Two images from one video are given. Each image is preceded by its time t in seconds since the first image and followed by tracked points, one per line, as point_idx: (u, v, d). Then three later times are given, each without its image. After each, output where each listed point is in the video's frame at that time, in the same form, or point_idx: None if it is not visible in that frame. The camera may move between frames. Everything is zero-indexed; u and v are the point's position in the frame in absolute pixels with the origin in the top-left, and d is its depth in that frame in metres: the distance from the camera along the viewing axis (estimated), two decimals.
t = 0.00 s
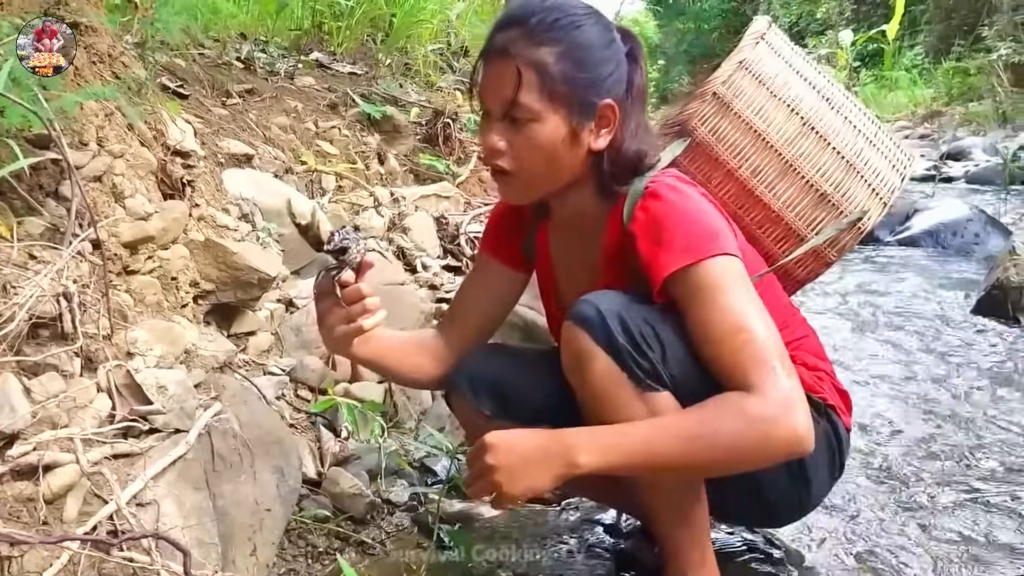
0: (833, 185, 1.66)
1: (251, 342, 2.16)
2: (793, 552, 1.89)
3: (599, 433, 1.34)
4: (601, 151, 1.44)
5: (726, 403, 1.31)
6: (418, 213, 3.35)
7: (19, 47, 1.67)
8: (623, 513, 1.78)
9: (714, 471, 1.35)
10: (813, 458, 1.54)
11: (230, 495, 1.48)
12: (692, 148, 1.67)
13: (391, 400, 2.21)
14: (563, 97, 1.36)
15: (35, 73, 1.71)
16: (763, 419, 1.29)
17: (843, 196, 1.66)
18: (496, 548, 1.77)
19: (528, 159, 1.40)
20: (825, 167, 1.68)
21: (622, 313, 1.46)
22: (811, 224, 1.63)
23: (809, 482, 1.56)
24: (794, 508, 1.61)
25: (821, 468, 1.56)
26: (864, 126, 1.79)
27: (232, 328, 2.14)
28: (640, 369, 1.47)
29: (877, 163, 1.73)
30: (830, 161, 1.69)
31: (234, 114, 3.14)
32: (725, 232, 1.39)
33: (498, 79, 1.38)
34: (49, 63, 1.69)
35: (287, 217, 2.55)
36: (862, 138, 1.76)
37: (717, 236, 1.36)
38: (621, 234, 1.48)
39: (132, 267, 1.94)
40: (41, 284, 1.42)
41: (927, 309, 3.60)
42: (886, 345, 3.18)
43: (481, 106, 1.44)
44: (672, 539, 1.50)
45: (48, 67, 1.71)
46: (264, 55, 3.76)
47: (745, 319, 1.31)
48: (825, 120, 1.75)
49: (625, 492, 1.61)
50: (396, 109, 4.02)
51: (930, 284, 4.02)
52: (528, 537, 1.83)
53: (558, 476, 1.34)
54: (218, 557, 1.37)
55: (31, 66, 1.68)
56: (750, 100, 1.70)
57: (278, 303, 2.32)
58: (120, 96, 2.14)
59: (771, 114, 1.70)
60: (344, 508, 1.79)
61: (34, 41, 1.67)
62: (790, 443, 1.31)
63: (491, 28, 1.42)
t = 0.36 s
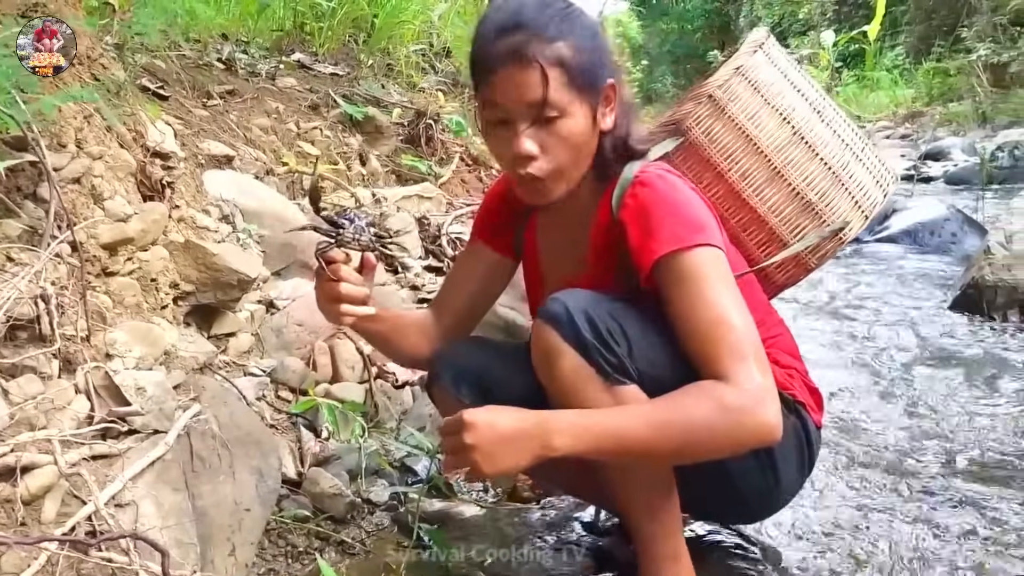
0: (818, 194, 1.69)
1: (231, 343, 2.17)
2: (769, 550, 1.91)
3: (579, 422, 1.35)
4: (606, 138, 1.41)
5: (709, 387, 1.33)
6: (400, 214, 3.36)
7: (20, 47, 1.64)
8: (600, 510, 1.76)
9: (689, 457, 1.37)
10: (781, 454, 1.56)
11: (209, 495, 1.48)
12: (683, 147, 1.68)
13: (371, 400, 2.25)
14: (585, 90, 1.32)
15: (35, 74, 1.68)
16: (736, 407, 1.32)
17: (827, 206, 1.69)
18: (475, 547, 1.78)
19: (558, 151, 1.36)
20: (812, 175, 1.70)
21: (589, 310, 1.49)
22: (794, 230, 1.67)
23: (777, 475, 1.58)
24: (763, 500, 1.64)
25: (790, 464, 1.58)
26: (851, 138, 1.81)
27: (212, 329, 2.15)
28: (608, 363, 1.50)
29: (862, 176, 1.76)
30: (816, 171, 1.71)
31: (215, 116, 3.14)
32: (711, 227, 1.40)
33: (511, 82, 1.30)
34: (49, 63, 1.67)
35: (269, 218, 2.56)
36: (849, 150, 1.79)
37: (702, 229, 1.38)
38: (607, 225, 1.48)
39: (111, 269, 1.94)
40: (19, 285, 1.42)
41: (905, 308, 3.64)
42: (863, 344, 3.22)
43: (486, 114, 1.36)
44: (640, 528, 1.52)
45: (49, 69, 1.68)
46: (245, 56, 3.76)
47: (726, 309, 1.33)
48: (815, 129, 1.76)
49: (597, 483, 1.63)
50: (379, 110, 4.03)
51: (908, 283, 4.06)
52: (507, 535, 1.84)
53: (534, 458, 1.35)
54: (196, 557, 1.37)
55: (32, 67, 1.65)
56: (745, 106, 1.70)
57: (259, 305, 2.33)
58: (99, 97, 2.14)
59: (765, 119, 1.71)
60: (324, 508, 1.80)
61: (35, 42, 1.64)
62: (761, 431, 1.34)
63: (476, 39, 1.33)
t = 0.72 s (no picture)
0: (805, 204, 1.70)
1: (219, 345, 2.18)
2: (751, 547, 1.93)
3: (570, 438, 1.38)
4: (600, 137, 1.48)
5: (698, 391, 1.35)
6: (387, 216, 3.37)
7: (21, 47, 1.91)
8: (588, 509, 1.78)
9: (680, 462, 1.38)
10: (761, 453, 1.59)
11: (197, 497, 1.49)
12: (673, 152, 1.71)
13: (359, 402, 2.27)
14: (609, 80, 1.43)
15: (36, 74, 1.94)
16: (731, 407, 1.33)
17: (814, 215, 1.70)
18: (462, 548, 1.80)
19: (600, 145, 1.41)
20: (800, 185, 1.71)
21: (568, 311, 1.50)
22: (780, 238, 1.68)
23: (756, 475, 1.61)
24: (745, 501, 1.66)
25: (770, 463, 1.61)
26: (841, 148, 1.82)
27: (200, 332, 2.16)
28: (588, 363, 1.50)
29: (850, 188, 1.76)
30: (804, 181, 1.72)
31: (202, 118, 3.15)
32: (695, 233, 1.42)
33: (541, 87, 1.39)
34: (48, 62, 1.96)
35: (256, 221, 2.56)
36: (839, 160, 1.79)
37: (687, 235, 1.39)
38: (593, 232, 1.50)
39: (98, 273, 1.95)
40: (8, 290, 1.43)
41: (888, 308, 3.68)
42: (847, 343, 3.25)
43: (528, 117, 1.40)
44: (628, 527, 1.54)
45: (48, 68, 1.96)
46: (233, 57, 3.77)
47: (717, 314, 1.34)
48: (805, 139, 1.77)
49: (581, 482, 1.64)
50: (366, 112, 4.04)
51: (891, 282, 4.09)
52: (495, 535, 1.86)
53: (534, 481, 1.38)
54: (185, 559, 1.38)
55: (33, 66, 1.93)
56: (736, 113, 1.73)
57: (246, 307, 2.32)
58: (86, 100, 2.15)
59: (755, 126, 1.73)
60: (312, 509, 1.81)
61: (36, 43, 1.93)
62: (757, 430, 1.34)
63: (498, 52, 1.43)
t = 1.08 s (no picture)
0: (790, 204, 1.73)
1: (212, 346, 2.19)
2: (740, 545, 1.95)
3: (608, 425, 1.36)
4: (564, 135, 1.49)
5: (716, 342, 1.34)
6: (379, 218, 3.39)
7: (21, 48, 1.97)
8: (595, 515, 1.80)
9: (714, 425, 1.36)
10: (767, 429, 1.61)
11: (192, 496, 1.50)
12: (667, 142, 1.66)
13: (351, 402, 2.30)
14: (517, 116, 1.40)
15: (37, 74, 2.01)
16: (755, 347, 1.31)
17: (798, 217, 1.73)
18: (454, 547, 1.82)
19: (530, 170, 1.44)
20: (787, 187, 1.75)
21: (586, 308, 1.52)
22: (765, 236, 1.70)
23: (766, 454, 1.63)
24: (748, 485, 1.68)
25: (775, 441, 1.63)
26: (824, 153, 1.86)
27: (194, 332, 2.17)
28: (609, 361, 1.52)
29: (831, 192, 1.81)
30: (790, 183, 1.75)
31: (193, 119, 3.16)
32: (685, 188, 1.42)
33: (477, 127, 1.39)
34: (48, 63, 2.01)
35: (249, 223, 2.58)
36: (821, 164, 1.84)
37: (678, 190, 1.40)
38: (586, 214, 1.52)
39: (92, 274, 1.96)
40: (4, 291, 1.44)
41: (875, 308, 3.72)
42: (835, 342, 3.29)
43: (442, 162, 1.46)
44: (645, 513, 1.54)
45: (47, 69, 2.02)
46: (224, 59, 3.78)
47: (723, 257, 1.34)
48: (791, 143, 1.80)
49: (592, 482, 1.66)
50: (358, 114, 4.05)
51: (878, 282, 4.14)
52: (487, 533, 1.88)
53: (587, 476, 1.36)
54: (181, 558, 1.40)
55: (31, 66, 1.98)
56: (728, 115, 1.75)
57: (239, 308, 2.33)
58: (79, 102, 2.16)
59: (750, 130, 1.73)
60: (305, 509, 1.83)
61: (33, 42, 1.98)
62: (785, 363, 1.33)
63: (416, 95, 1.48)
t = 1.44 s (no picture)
0: (782, 208, 1.71)
1: (210, 347, 2.22)
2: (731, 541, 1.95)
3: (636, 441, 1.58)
4: (519, 166, 1.47)
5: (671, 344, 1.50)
6: (373, 219, 3.42)
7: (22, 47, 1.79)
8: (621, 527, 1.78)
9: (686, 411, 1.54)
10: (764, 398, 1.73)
11: (193, 494, 1.53)
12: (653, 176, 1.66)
13: (347, 402, 2.32)
14: (438, 193, 1.45)
15: (37, 72, 1.83)
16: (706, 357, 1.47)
17: (792, 219, 1.72)
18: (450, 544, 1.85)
19: (461, 228, 1.52)
20: (778, 192, 1.72)
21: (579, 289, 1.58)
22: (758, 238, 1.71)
23: (764, 417, 1.73)
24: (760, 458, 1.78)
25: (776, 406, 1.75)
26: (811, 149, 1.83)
27: (191, 334, 2.21)
28: (604, 336, 1.58)
29: (825, 190, 1.78)
30: (780, 186, 1.73)
31: (189, 122, 3.18)
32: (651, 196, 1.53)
33: (405, 199, 1.51)
34: (48, 63, 1.80)
35: (245, 225, 2.61)
36: (810, 163, 1.80)
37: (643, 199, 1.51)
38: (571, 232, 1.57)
39: (92, 276, 1.98)
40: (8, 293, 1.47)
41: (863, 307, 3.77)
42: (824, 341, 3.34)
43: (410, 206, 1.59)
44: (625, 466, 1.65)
45: (46, 67, 1.82)
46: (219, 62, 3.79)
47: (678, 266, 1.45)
48: (779, 146, 1.77)
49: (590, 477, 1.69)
50: (352, 116, 4.08)
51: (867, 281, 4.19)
52: (482, 531, 1.91)
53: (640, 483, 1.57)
54: (184, 556, 1.42)
55: (34, 67, 1.83)
56: (714, 129, 1.72)
57: (236, 309, 2.32)
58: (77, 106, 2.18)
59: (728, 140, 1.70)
60: (304, 506, 1.86)
61: (35, 43, 1.78)
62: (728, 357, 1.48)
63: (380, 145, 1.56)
